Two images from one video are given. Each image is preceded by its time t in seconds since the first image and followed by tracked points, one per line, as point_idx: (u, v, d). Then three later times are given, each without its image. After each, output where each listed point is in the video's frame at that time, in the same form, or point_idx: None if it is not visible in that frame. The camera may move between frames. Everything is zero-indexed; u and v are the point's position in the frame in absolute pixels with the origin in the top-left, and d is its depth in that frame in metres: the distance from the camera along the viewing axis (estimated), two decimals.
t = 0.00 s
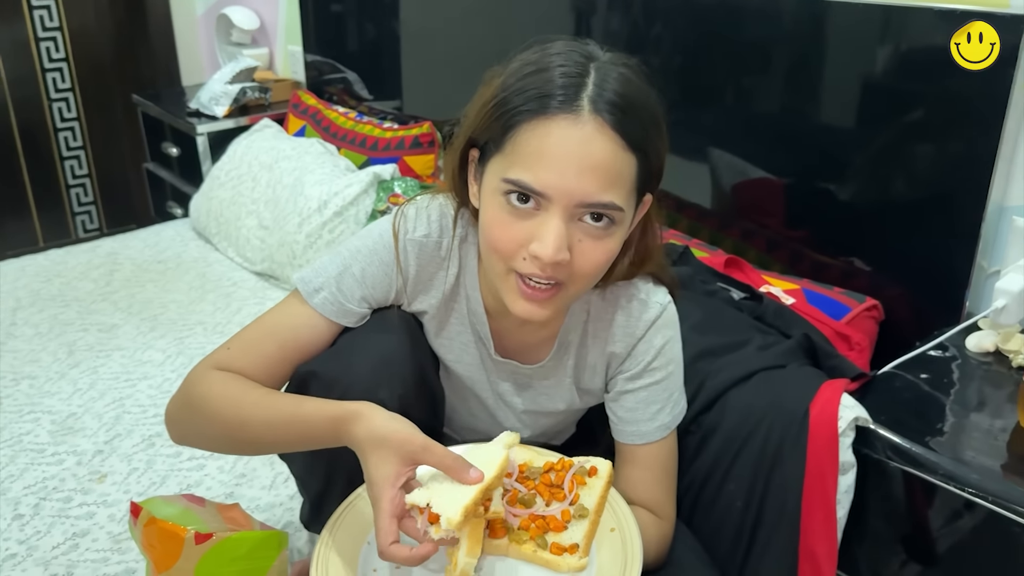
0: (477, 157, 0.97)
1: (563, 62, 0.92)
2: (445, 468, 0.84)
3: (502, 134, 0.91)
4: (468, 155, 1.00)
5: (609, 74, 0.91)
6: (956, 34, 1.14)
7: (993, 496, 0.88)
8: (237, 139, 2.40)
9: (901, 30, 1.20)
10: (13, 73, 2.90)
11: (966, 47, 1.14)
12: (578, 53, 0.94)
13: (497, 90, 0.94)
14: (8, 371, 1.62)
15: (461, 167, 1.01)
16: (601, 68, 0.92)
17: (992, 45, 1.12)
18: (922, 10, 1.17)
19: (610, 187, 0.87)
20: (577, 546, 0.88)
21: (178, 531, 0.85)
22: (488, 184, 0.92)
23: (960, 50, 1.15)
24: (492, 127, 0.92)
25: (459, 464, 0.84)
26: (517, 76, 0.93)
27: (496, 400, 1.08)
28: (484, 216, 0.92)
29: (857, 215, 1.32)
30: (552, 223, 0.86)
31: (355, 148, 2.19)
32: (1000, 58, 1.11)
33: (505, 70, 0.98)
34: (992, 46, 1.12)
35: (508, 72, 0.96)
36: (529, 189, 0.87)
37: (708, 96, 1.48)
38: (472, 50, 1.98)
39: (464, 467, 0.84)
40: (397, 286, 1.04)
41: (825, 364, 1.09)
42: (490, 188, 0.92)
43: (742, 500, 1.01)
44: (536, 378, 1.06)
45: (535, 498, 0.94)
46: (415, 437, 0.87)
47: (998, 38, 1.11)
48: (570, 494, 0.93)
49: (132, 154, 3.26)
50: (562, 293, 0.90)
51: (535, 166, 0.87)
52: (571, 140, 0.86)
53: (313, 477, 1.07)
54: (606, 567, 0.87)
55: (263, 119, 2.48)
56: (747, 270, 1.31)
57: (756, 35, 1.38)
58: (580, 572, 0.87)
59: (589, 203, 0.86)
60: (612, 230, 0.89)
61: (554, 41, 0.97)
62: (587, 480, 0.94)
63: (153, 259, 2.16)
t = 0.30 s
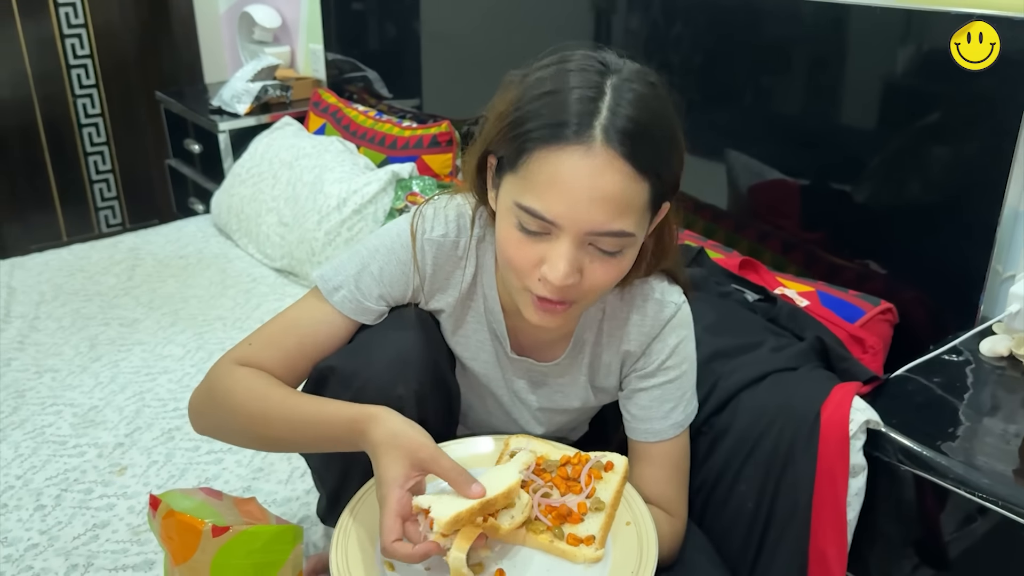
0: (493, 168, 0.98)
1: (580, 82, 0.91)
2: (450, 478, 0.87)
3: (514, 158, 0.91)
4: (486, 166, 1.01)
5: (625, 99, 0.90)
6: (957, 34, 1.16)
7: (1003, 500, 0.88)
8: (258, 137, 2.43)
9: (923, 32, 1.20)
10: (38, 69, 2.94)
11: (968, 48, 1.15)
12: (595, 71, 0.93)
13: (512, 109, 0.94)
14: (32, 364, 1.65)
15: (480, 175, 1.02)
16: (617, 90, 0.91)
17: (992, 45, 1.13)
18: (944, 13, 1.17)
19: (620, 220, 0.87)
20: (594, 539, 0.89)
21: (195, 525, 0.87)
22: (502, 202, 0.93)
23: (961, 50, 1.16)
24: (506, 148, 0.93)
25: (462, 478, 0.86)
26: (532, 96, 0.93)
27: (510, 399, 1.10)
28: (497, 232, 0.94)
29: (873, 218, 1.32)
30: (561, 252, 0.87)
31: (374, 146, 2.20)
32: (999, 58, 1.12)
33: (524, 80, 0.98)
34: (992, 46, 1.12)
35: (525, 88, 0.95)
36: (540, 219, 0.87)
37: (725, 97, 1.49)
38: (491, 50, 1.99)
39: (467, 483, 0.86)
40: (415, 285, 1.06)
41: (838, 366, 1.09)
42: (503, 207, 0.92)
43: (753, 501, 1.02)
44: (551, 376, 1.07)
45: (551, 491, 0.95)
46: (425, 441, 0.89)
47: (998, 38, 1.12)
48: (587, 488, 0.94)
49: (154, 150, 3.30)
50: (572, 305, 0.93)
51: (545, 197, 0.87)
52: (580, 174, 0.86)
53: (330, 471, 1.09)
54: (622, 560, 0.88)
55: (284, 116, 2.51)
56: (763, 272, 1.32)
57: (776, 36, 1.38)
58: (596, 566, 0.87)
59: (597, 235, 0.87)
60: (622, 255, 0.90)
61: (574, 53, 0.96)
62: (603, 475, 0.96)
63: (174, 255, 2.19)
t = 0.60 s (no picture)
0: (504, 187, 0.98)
1: (592, 112, 0.89)
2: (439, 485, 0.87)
3: (522, 189, 0.90)
4: (501, 180, 1.00)
5: (635, 133, 0.88)
6: (957, 34, 1.17)
7: (1011, 497, 0.88)
8: (273, 135, 2.45)
9: (936, 32, 1.20)
10: (55, 67, 2.97)
11: (967, 48, 1.17)
12: (608, 99, 0.91)
13: (524, 135, 0.93)
14: (50, 358, 1.68)
15: (495, 189, 1.02)
16: (628, 125, 0.88)
17: (992, 45, 1.14)
18: (958, 12, 1.17)
19: (625, 258, 0.86)
20: (608, 536, 0.90)
21: (215, 514, 0.89)
22: (512, 226, 0.93)
23: (961, 50, 1.17)
24: (515, 176, 0.92)
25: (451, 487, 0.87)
26: (543, 125, 0.91)
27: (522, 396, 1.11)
28: (507, 255, 0.94)
29: (885, 218, 1.33)
30: (565, 285, 0.87)
31: (388, 145, 2.22)
32: (999, 58, 1.14)
33: (538, 101, 0.96)
34: (993, 46, 1.14)
35: (539, 113, 0.93)
36: (545, 252, 0.87)
37: (737, 97, 1.49)
38: (504, 49, 2.00)
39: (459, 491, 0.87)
40: (426, 288, 1.07)
41: (847, 364, 1.10)
42: (512, 232, 0.92)
43: (762, 497, 1.03)
44: (565, 377, 1.08)
45: (567, 490, 0.97)
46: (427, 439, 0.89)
47: (998, 38, 1.13)
48: (602, 487, 0.96)
49: (169, 148, 3.33)
50: (579, 324, 0.93)
51: (550, 233, 0.86)
52: (583, 215, 0.84)
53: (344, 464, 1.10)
54: (635, 558, 0.89)
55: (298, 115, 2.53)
56: (774, 270, 1.32)
57: (788, 36, 1.39)
58: (610, 563, 0.89)
59: (600, 271, 0.86)
60: (627, 285, 0.90)
61: (589, 76, 0.94)
62: (618, 476, 0.97)
63: (189, 251, 2.21)
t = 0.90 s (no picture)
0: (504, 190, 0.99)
1: (587, 117, 0.89)
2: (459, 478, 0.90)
3: (519, 194, 0.91)
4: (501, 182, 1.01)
5: (629, 138, 0.88)
6: (957, 34, 1.19)
7: (1013, 488, 0.90)
8: (280, 134, 2.47)
9: (940, 32, 1.21)
10: (61, 67, 2.99)
11: (967, 48, 1.18)
12: (603, 103, 0.91)
13: (521, 139, 0.93)
14: (59, 355, 1.69)
15: (496, 190, 1.02)
16: (623, 129, 0.88)
17: (992, 45, 1.16)
18: (963, 10, 1.18)
19: (620, 262, 0.87)
20: (600, 523, 0.93)
21: (229, 504, 0.90)
22: (511, 229, 0.94)
23: (961, 51, 1.19)
24: (512, 180, 0.92)
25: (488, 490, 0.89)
26: (539, 130, 0.91)
27: (531, 392, 1.12)
28: (507, 258, 0.95)
29: (889, 216, 1.34)
30: (562, 289, 0.88)
31: (394, 144, 2.24)
32: (998, 58, 1.15)
33: (536, 103, 0.96)
34: (992, 47, 1.16)
35: (536, 117, 0.93)
36: (541, 257, 0.88)
37: (742, 96, 1.50)
38: (509, 49, 2.01)
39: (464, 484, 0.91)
40: (432, 291, 1.08)
41: (852, 359, 1.12)
42: (512, 236, 0.93)
43: (767, 490, 1.04)
44: (570, 377, 1.10)
45: (567, 477, 1.00)
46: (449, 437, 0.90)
47: (997, 39, 1.15)
48: (601, 477, 0.98)
49: (175, 147, 3.35)
50: (579, 326, 0.94)
51: (545, 239, 0.87)
52: (577, 221, 0.85)
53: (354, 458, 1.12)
54: (626, 544, 0.91)
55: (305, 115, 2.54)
56: (779, 269, 1.34)
57: (793, 36, 1.40)
58: (599, 548, 0.91)
59: (596, 275, 0.87)
60: (625, 287, 0.91)
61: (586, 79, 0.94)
62: (618, 467, 1.00)
63: (197, 250, 2.22)
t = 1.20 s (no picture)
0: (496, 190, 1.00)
1: (572, 121, 0.90)
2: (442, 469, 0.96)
3: (508, 196, 0.92)
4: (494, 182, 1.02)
5: (614, 140, 0.88)
6: (957, 34, 1.20)
7: (1005, 478, 0.91)
8: (280, 134, 2.48)
9: (939, 32, 1.22)
10: (62, 67, 3.00)
11: (967, 48, 1.19)
12: (589, 105, 0.91)
13: (510, 141, 0.94)
14: (61, 352, 1.70)
15: (488, 189, 1.03)
16: (608, 132, 0.89)
17: (992, 45, 1.17)
18: (962, 10, 1.19)
19: (607, 262, 0.88)
20: (586, 514, 0.94)
21: (230, 494, 0.93)
22: (502, 230, 0.95)
23: (961, 50, 1.20)
24: (502, 183, 0.94)
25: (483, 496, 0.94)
26: (526, 133, 0.92)
27: (530, 388, 1.13)
28: (499, 257, 0.97)
29: (885, 213, 1.35)
30: (550, 289, 0.89)
31: (393, 143, 2.25)
32: (999, 58, 1.16)
33: (525, 105, 0.97)
34: (993, 46, 1.16)
35: (524, 119, 0.94)
36: (530, 258, 0.90)
37: (741, 95, 1.52)
38: (508, 48, 2.03)
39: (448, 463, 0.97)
40: (430, 288, 1.09)
41: (847, 352, 1.13)
42: (503, 236, 0.95)
43: (763, 482, 1.06)
44: (566, 372, 1.11)
45: (557, 469, 1.01)
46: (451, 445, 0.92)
47: (998, 38, 1.16)
48: (589, 469, 1.00)
49: (175, 148, 3.36)
50: (571, 324, 0.96)
51: (533, 241, 0.89)
52: (563, 223, 0.86)
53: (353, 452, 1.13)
54: (611, 535, 0.92)
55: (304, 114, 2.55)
56: (775, 265, 1.36)
57: (791, 36, 1.41)
58: (586, 539, 0.93)
59: (585, 276, 0.89)
60: (614, 286, 0.92)
61: (573, 80, 0.94)
62: (608, 459, 1.01)
63: (197, 249, 2.23)
